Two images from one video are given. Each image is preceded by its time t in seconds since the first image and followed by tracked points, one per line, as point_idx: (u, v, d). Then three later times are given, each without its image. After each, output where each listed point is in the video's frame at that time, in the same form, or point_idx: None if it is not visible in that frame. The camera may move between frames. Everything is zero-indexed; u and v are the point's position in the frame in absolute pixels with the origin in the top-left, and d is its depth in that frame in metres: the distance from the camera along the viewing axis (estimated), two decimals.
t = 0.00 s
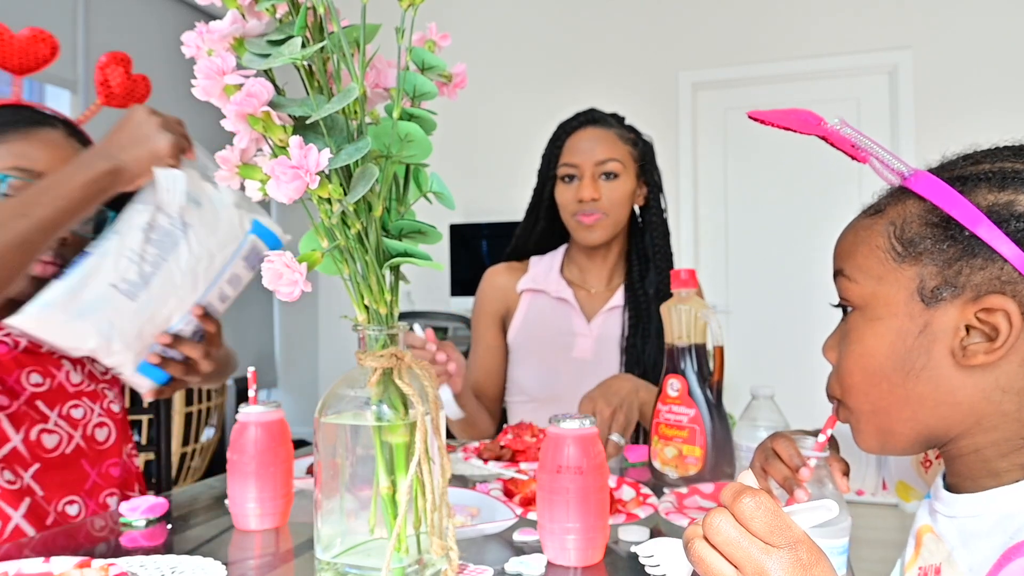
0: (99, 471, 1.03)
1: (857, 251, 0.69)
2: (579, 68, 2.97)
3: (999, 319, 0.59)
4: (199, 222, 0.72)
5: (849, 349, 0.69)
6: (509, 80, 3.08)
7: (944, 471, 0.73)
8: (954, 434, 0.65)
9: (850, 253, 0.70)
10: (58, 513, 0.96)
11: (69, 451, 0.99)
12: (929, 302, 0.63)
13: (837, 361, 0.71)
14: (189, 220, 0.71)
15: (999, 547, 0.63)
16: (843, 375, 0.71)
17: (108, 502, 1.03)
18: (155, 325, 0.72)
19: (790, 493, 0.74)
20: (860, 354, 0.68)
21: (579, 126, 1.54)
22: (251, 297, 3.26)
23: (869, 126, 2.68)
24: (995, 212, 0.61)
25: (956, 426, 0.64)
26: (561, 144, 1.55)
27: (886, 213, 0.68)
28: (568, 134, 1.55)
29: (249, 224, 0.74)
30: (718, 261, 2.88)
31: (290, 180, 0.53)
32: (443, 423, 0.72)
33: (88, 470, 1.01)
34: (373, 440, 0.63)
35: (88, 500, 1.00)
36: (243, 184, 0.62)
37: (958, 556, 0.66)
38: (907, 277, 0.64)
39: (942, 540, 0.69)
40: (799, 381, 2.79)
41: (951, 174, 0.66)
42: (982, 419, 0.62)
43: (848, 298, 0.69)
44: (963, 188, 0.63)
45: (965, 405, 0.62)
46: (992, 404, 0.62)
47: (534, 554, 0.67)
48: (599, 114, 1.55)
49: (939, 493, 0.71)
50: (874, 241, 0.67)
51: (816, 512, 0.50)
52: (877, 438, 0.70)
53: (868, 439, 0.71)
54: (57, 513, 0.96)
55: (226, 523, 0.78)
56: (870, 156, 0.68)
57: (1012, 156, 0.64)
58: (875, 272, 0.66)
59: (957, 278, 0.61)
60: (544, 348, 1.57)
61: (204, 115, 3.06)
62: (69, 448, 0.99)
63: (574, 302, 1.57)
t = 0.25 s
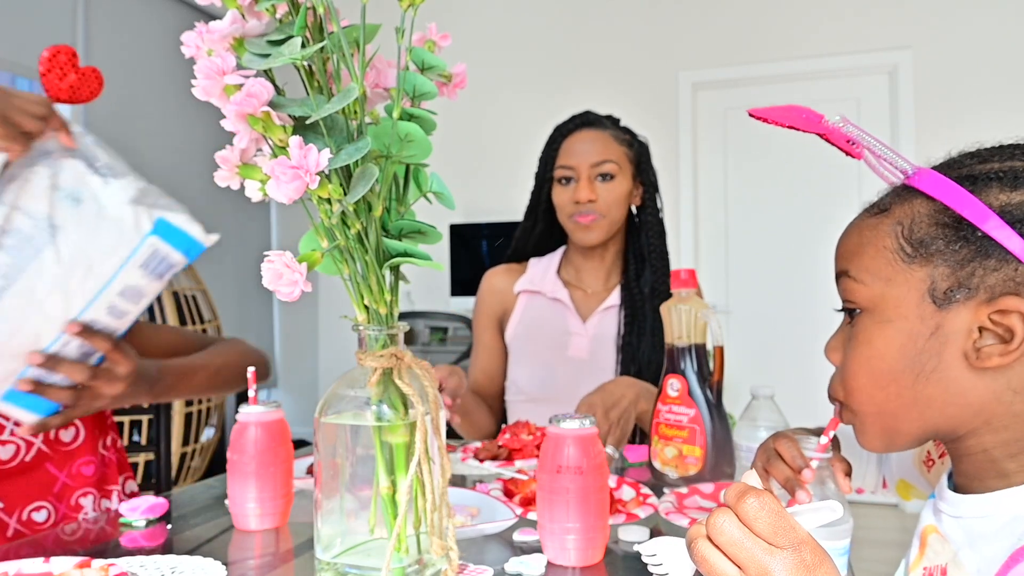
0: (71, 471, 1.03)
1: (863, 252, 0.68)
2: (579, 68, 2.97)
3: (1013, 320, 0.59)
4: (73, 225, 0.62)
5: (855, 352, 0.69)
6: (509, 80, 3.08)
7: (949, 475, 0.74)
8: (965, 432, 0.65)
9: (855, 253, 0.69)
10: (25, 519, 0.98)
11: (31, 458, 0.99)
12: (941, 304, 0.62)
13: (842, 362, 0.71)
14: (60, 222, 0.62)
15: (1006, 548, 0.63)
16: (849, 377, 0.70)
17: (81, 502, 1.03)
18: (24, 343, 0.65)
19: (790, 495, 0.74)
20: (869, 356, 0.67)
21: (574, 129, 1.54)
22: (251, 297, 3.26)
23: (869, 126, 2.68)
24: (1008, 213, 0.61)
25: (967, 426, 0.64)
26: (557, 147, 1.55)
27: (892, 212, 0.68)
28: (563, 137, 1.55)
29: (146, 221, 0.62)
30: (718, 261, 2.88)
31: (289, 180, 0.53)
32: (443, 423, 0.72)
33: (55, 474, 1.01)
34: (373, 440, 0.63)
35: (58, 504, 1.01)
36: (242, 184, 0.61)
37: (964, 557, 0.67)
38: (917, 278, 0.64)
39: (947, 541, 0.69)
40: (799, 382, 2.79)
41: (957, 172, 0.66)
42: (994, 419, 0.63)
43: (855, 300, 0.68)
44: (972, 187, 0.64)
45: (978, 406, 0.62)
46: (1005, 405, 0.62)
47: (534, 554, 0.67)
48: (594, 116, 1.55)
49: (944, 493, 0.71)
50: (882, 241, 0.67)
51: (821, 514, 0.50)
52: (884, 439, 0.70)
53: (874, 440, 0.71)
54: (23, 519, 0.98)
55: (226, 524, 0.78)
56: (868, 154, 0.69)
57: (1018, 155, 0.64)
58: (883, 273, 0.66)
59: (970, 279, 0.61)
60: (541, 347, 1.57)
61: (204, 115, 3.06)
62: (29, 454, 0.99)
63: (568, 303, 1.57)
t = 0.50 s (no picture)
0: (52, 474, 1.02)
1: (863, 255, 0.68)
2: (579, 67, 2.97)
3: (1015, 331, 0.59)
4: None
5: (855, 356, 0.69)
6: (509, 79, 3.08)
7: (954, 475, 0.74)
8: (967, 437, 0.65)
9: (854, 256, 0.69)
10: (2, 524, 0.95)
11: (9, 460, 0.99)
12: (941, 313, 0.62)
13: (842, 364, 0.71)
14: None
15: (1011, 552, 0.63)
16: (850, 382, 0.70)
17: (64, 503, 1.00)
18: None
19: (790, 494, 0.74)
20: (868, 362, 0.67)
21: (568, 137, 1.53)
22: (251, 297, 3.26)
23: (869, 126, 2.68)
24: (1011, 221, 0.60)
25: (968, 433, 0.65)
26: (552, 153, 1.55)
27: (893, 215, 0.67)
28: (558, 144, 1.54)
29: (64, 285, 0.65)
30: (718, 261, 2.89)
31: (290, 180, 0.53)
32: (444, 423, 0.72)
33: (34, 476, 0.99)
34: (373, 440, 0.63)
35: (39, 507, 0.98)
36: (242, 184, 0.61)
37: (969, 560, 0.67)
38: (918, 286, 0.64)
39: (953, 544, 0.69)
40: (799, 381, 2.79)
41: (958, 173, 0.65)
42: (996, 426, 0.63)
43: (854, 303, 0.69)
44: (975, 191, 0.63)
45: (979, 414, 0.63)
46: (1006, 413, 0.62)
47: (533, 554, 0.67)
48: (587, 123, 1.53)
49: (949, 495, 0.71)
50: (882, 245, 0.67)
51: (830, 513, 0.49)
52: (885, 443, 0.70)
53: (875, 443, 0.71)
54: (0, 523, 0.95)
55: (226, 523, 0.78)
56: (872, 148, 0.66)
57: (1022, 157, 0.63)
58: (882, 278, 0.66)
59: (971, 289, 0.61)
60: (539, 347, 1.57)
61: (204, 115, 3.06)
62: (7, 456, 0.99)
63: (565, 302, 1.57)
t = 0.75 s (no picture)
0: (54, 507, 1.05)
1: (864, 257, 0.67)
2: (579, 67, 2.97)
3: (1020, 338, 0.59)
4: None
5: (856, 359, 0.69)
6: (509, 80, 3.08)
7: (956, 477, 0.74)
8: (971, 442, 0.65)
9: (855, 257, 0.68)
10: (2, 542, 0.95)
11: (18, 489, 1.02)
12: (945, 318, 0.62)
13: (843, 366, 0.71)
14: None
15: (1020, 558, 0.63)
16: (852, 385, 0.70)
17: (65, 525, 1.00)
18: None
19: (793, 496, 0.73)
20: (871, 366, 0.67)
21: (566, 139, 1.53)
22: (251, 297, 3.26)
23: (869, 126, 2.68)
24: (1018, 223, 0.59)
25: (972, 437, 0.65)
26: (550, 156, 1.55)
27: (895, 215, 0.66)
28: (557, 147, 1.54)
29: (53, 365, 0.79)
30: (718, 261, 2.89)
31: (290, 180, 0.53)
32: (444, 422, 0.72)
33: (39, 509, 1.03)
34: (373, 440, 0.63)
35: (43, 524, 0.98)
36: (243, 184, 0.61)
37: (974, 565, 0.67)
38: (922, 290, 0.63)
39: (956, 547, 0.68)
40: (799, 381, 2.79)
41: (963, 172, 0.64)
42: (1000, 431, 0.63)
43: (856, 306, 0.68)
44: (980, 192, 0.61)
45: (983, 419, 0.63)
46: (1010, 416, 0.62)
47: (534, 554, 0.67)
48: (586, 126, 1.53)
49: (951, 496, 0.71)
50: (884, 247, 0.66)
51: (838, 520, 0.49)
52: (887, 448, 0.70)
53: (876, 448, 0.71)
54: None
55: (226, 523, 0.78)
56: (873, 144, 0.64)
57: None
58: (885, 282, 0.65)
59: (977, 294, 0.61)
60: (539, 348, 1.57)
61: (203, 115, 3.06)
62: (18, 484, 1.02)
63: (565, 303, 1.57)
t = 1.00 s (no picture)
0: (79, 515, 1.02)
1: (870, 256, 0.67)
2: (579, 67, 2.97)
3: None
4: None
5: (860, 359, 0.69)
6: (510, 80, 3.08)
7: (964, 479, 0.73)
8: (978, 445, 0.66)
9: (860, 255, 0.68)
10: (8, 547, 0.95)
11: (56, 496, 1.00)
12: (952, 320, 0.62)
13: (846, 365, 0.71)
14: None
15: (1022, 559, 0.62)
16: (855, 385, 0.70)
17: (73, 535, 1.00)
18: None
19: (796, 496, 0.74)
20: (875, 367, 0.67)
21: (568, 139, 1.53)
22: (251, 297, 3.26)
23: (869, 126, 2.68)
24: None
25: (979, 439, 0.65)
26: (551, 156, 1.55)
27: (902, 213, 0.66)
28: (558, 147, 1.54)
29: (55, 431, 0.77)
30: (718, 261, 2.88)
31: (290, 180, 0.53)
32: (444, 423, 0.72)
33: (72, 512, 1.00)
34: (373, 440, 0.63)
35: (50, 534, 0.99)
36: (243, 184, 0.61)
37: (976, 566, 0.66)
38: (928, 291, 0.63)
39: (958, 548, 0.68)
40: (798, 381, 2.79)
41: (973, 171, 0.63)
42: (1005, 433, 0.63)
43: (860, 306, 0.68)
44: (990, 192, 0.61)
45: (988, 421, 0.63)
46: (1014, 416, 0.62)
47: (534, 554, 0.67)
48: (588, 126, 1.53)
49: (956, 498, 0.71)
50: (889, 246, 0.65)
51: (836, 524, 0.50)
52: (890, 449, 0.70)
53: (879, 449, 0.71)
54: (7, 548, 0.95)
55: (226, 523, 0.78)
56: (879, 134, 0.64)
57: None
58: (890, 282, 0.65)
59: (984, 297, 0.60)
60: (539, 347, 1.57)
61: (204, 114, 3.05)
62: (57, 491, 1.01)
63: (566, 303, 1.57)
